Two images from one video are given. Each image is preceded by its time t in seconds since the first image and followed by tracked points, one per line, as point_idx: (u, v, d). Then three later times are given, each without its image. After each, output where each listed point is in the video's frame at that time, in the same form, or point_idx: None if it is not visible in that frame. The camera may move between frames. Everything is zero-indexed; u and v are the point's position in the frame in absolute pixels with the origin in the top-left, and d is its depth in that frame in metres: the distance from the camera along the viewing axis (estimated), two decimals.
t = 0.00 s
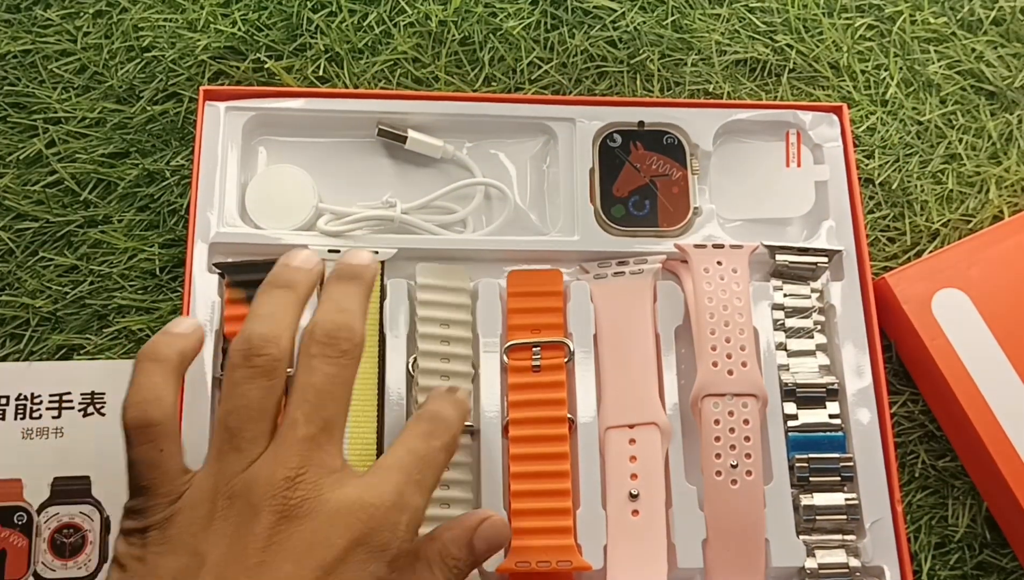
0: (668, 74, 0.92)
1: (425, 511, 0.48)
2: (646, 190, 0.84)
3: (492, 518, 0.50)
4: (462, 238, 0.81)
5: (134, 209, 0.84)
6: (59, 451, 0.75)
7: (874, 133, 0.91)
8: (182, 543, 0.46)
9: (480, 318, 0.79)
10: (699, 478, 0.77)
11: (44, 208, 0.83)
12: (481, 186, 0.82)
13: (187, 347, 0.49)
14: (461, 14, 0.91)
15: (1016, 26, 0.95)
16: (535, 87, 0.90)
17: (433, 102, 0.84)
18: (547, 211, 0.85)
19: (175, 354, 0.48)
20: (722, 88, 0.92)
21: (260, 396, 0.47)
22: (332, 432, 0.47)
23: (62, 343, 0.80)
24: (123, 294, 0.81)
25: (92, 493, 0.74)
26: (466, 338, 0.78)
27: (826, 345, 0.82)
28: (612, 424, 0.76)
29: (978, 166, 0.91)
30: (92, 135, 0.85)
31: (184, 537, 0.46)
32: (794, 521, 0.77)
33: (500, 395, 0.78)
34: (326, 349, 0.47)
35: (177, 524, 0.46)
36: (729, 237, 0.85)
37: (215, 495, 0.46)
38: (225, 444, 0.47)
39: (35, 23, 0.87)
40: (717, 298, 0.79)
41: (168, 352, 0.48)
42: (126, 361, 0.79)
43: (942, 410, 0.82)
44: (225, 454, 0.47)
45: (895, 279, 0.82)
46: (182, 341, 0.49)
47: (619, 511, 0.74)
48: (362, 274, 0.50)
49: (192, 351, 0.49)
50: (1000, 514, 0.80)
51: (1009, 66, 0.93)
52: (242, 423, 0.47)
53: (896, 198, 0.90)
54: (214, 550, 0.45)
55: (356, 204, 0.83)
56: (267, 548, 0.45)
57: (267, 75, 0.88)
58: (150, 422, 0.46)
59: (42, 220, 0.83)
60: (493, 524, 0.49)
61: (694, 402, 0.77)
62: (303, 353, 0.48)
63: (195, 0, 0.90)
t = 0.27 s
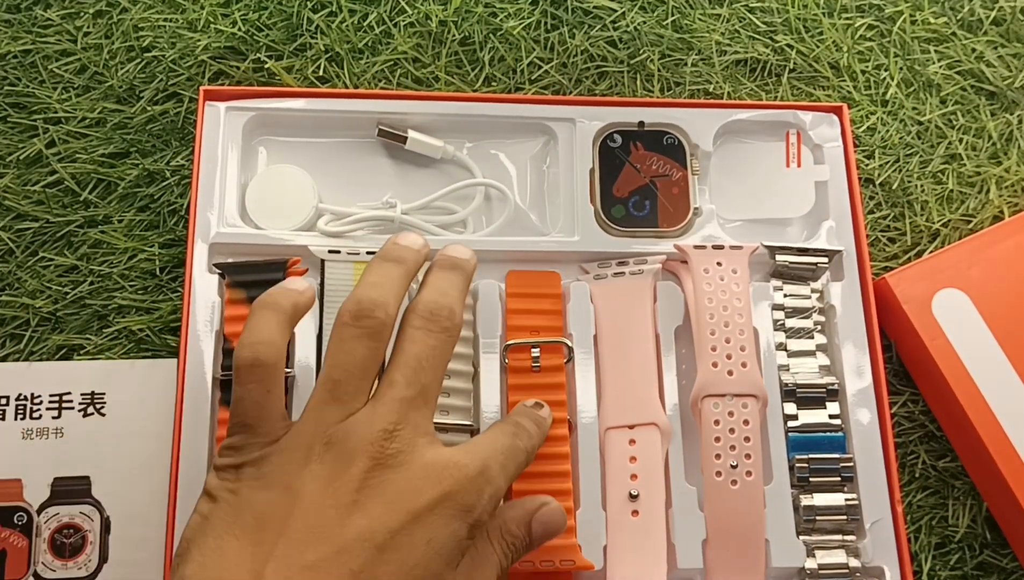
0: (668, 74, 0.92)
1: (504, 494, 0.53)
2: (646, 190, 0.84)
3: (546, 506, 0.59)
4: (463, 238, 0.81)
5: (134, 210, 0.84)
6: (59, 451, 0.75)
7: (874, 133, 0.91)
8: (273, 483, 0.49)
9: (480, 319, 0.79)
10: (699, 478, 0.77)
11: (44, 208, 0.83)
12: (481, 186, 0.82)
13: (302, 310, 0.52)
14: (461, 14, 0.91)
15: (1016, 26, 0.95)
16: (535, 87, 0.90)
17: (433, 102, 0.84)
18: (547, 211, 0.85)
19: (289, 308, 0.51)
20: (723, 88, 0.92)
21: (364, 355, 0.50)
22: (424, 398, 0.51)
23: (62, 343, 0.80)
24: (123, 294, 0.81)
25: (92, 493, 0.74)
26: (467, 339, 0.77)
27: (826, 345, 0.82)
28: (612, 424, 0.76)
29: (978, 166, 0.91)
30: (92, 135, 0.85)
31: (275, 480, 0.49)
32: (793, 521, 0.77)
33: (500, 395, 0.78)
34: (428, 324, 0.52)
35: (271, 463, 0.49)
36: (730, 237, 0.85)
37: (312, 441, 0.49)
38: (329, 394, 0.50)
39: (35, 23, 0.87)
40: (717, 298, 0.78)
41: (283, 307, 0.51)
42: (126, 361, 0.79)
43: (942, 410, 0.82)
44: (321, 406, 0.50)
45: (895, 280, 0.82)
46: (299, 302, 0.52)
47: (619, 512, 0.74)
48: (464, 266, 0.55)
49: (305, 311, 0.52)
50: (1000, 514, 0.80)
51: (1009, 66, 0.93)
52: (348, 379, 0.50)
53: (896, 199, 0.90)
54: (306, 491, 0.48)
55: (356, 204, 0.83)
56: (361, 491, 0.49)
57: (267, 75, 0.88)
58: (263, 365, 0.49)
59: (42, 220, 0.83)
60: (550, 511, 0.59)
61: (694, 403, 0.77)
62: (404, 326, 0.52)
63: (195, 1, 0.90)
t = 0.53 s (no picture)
0: (668, 74, 0.92)
1: (581, 490, 0.52)
2: (646, 190, 0.84)
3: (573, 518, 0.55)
4: (462, 238, 0.81)
5: (134, 210, 0.84)
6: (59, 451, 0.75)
7: (874, 132, 0.91)
8: (357, 427, 0.49)
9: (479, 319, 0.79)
10: (699, 478, 0.78)
11: (44, 208, 0.83)
12: (481, 186, 0.82)
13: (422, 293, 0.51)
14: (461, 15, 0.92)
15: (1016, 26, 0.95)
16: (535, 87, 0.90)
17: (433, 102, 0.84)
18: (547, 210, 0.85)
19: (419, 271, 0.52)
20: (723, 88, 0.92)
21: (483, 318, 0.50)
22: (533, 376, 0.51)
23: (62, 343, 0.80)
24: (123, 294, 0.81)
25: (91, 493, 0.74)
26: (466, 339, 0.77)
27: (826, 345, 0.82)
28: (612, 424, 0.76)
29: (978, 166, 0.91)
30: (92, 135, 0.85)
31: (373, 425, 0.49)
32: (793, 521, 0.77)
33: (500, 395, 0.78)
34: (555, 306, 0.51)
35: (374, 393, 0.50)
36: (730, 237, 0.85)
37: (413, 386, 0.50)
38: (443, 349, 0.50)
39: (35, 23, 0.87)
40: (717, 298, 0.78)
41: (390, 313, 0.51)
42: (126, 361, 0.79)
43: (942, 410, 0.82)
44: (432, 358, 0.50)
45: (895, 279, 0.82)
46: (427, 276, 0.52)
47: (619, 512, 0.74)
48: (606, 262, 0.54)
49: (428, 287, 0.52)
50: (1000, 514, 0.80)
51: (1009, 66, 0.93)
52: (471, 339, 0.50)
53: (896, 198, 0.90)
54: (382, 440, 0.48)
55: (357, 204, 0.83)
56: (449, 443, 0.48)
57: (267, 75, 0.88)
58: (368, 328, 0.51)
59: (42, 220, 0.83)
60: (604, 515, 0.56)
61: (694, 403, 0.77)
62: (532, 301, 0.52)
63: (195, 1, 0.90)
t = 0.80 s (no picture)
0: (668, 74, 0.92)
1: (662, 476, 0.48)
2: (646, 190, 0.84)
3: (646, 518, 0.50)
4: (462, 238, 0.81)
5: (134, 210, 0.84)
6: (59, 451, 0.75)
7: (874, 132, 0.91)
8: (440, 393, 0.48)
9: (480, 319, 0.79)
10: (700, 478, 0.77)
11: (44, 208, 0.83)
12: (481, 186, 0.82)
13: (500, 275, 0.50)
14: (461, 15, 0.92)
15: (1016, 26, 0.95)
16: (535, 87, 0.90)
17: (433, 102, 0.84)
18: (548, 211, 0.85)
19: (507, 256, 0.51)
20: (723, 88, 0.92)
21: (569, 298, 0.48)
22: (615, 360, 0.48)
23: (62, 343, 0.80)
24: (123, 294, 0.81)
25: (91, 493, 0.74)
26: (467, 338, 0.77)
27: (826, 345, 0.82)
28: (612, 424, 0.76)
29: (978, 166, 0.91)
30: (92, 135, 0.85)
31: (451, 398, 0.47)
32: (793, 521, 0.77)
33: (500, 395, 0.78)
34: (638, 292, 0.49)
35: (455, 365, 0.49)
36: (730, 237, 0.85)
37: (492, 362, 0.48)
38: (526, 325, 0.48)
39: (35, 23, 0.87)
40: (717, 298, 0.79)
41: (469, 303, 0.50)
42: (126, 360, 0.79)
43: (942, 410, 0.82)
44: (514, 334, 0.48)
45: (895, 279, 0.82)
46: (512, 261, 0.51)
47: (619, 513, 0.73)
48: (691, 255, 0.52)
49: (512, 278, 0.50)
50: (1000, 514, 0.80)
51: (1009, 66, 0.93)
52: (553, 321, 0.48)
53: (896, 198, 0.90)
54: (455, 411, 0.47)
55: (356, 204, 0.83)
56: (525, 419, 0.46)
57: (267, 75, 0.88)
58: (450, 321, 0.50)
59: (42, 220, 0.83)
60: (684, 516, 0.51)
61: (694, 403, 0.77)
62: (615, 288, 0.50)
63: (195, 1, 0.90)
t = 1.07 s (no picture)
0: (668, 74, 0.92)
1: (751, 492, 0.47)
2: (646, 190, 0.84)
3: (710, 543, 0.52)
4: (462, 238, 0.81)
5: (134, 210, 0.84)
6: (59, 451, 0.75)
7: (874, 133, 0.91)
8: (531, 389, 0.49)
9: (480, 319, 0.79)
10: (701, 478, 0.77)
11: (44, 208, 0.83)
12: (481, 186, 0.82)
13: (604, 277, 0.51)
14: (461, 15, 0.91)
15: (1016, 26, 0.95)
16: (535, 87, 0.90)
17: (432, 102, 0.84)
18: (548, 210, 0.85)
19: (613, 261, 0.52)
20: (723, 88, 0.92)
21: (668, 307, 0.49)
22: (707, 372, 0.49)
23: (62, 343, 0.79)
24: (123, 294, 0.81)
25: (91, 493, 0.74)
26: (466, 338, 0.78)
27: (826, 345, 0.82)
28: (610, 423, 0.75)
29: (978, 166, 0.91)
30: (92, 135, 0.85)
31: (549, 395, 0.48)
32: (794, 520, 0.76)
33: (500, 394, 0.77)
34: (739, 307, 0.49)
35: (554, 361, 0.50)
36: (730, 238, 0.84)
37: (587, 364, 0.49)
38: (623, 331, 0.49)
39: (35, 23, 0.87)
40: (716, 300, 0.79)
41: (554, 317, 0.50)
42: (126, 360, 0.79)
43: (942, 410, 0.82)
44: (610, 338, 0.50)
45: (895, 280, 0.82)
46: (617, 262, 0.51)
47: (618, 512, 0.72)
48: (798, 268, 0.51)
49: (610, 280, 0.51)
50: (1000, 514, 0.80)
51: (1009, 66, 0.93)
52: (652, 329, 0.49)
53: (896, 198, 0.90)
54: (546, 408, 0.47)
55: (356, 204, 0.83)
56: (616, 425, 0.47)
57: (267, 75, 0.88)
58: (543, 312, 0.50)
59: (42, 220, 0.83)
60: (770, 551, 0.52)
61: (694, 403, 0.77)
62: (716, 300, 0.50)
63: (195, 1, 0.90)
